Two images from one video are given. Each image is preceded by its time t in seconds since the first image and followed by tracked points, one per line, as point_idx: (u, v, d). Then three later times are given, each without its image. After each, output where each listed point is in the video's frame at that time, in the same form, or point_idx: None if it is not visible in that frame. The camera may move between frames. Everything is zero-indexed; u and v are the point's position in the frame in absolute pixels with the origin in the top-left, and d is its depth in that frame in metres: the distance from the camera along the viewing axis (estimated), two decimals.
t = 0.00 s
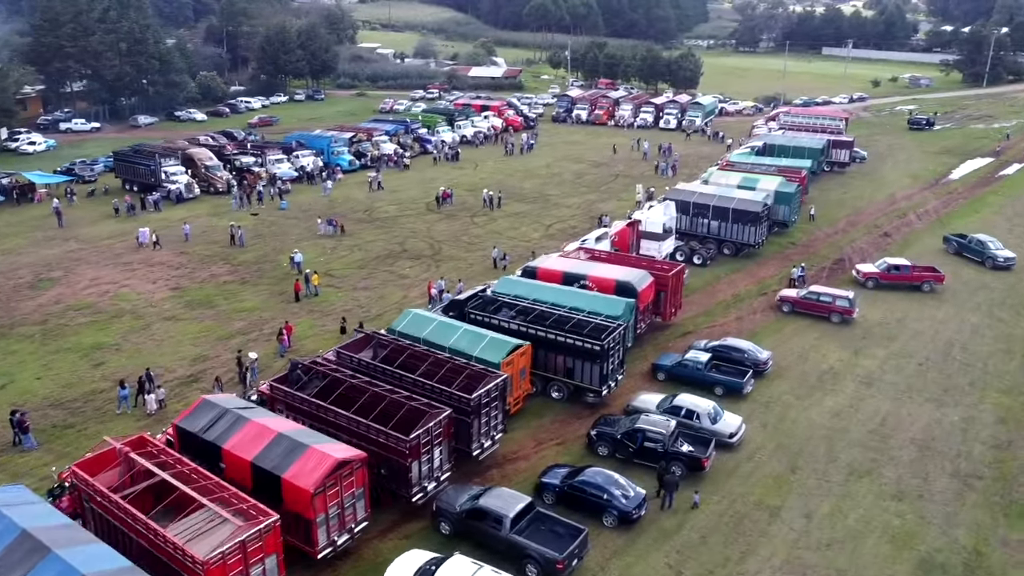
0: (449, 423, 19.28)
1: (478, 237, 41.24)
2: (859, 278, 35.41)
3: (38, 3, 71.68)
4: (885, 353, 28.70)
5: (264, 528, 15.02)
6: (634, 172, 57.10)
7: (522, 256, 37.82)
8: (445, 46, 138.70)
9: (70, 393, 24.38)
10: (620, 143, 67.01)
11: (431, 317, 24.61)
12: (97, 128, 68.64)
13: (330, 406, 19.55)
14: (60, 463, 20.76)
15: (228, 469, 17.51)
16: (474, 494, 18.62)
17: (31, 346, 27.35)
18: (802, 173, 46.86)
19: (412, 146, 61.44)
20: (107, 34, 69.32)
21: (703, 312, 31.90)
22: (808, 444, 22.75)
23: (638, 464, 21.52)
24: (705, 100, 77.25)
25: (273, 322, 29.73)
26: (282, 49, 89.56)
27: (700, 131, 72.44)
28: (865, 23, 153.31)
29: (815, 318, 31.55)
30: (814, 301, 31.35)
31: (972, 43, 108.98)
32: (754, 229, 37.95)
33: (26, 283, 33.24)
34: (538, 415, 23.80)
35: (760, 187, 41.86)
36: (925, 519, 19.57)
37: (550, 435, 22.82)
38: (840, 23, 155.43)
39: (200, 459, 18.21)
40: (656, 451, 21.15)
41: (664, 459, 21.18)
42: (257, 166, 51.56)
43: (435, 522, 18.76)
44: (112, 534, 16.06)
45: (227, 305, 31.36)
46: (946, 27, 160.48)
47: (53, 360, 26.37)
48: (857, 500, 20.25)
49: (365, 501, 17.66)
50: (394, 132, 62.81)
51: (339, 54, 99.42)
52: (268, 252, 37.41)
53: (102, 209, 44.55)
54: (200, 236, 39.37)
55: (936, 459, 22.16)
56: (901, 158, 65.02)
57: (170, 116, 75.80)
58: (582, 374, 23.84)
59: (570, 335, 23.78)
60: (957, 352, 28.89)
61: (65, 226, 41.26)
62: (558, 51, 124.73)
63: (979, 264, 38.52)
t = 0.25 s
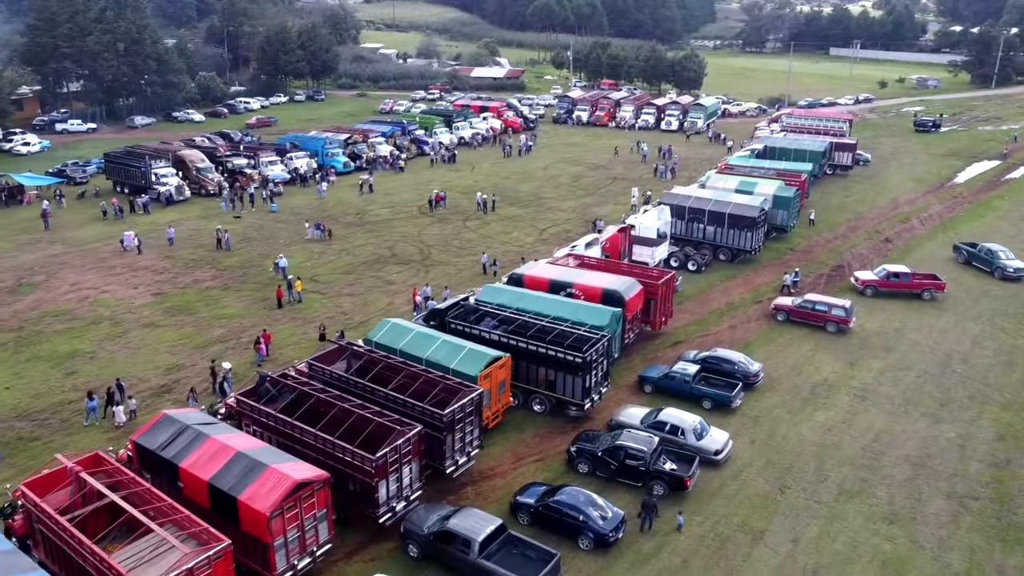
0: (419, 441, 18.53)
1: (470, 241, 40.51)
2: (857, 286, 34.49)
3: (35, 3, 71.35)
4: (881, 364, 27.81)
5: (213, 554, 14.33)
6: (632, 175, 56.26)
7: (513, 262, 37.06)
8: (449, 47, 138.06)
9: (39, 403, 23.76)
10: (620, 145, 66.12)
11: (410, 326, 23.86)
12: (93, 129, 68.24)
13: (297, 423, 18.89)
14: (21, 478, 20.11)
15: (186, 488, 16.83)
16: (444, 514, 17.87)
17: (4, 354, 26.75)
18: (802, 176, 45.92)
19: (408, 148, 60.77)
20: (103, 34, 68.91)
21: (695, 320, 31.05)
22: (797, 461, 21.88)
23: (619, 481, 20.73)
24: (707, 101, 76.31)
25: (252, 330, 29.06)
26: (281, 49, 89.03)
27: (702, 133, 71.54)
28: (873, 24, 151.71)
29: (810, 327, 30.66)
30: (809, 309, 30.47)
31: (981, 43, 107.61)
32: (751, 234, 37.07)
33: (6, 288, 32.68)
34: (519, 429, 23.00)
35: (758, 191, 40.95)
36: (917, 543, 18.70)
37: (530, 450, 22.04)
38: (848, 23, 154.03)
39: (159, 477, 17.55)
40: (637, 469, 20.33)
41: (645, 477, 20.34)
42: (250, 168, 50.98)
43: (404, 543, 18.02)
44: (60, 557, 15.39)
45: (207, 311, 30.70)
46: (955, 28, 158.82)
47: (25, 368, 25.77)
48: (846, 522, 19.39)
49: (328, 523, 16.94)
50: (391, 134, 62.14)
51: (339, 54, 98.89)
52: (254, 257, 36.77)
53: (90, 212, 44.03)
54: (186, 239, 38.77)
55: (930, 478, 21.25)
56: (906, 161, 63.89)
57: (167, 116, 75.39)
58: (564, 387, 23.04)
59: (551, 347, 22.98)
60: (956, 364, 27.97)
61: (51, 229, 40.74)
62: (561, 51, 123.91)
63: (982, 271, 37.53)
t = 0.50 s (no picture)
0: (386, 459, 17.79)
1: (461, 246, 39.78)
2: (856, 294, 33.54)
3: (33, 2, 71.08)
4: (878, 376, 26.90)
5: None
6: (631, 177, 55.42)
7: (503, 268, 36.29)
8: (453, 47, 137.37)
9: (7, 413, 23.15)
10: (620, 147, 65.28)
11: (387, 337, 23.11)
12: (90, 130, 67.85)
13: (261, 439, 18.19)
14: None
15: (139, 509, 16.14)
16: (410, 537, 17.14)
17: None
18: (802, 180, 44.97)
19: (405, 149, 60.08)
20: (100, 34, 68.55)
21: (687, 330, 30.19)
22: (785, 480, 21.02)
23: (597, 500, 19.95)
24: (710, 102, 75.34)
25: (232, 338, 28.40)
26: (281, 49, 88.53)
27: (704, 135, 70.61)
28: (882, 25, 150.09)
29: (805, 337, 29.77)
30: (804, 319, 29.54)
31: (990, 44, 106.14)
32: (747, 240, 36.16)
33: None
34: (497, 444, 22.24)
35: (756, 196, 40.03)
36: (907, 569, 17.84)
37: (508, 466, 21.28)
38: (856, 23, 152.52)
39: (113, 496, 16.86)
40: (616, 488, 19.53)
41: (625, 497, 19.54)
42: (242, 170, 50.39)
43: (369, 567, 17.28)
44: None
45: (187, 318, 30.05)
46: (965, 28, 157.07)
47: None
48: (834, 546, 18.55)
49: (287, 546, 16.23)
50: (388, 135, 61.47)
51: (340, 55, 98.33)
52: (240, 262, 36.13)
53: (79, 214, 43.53)
54: (172, 243, 38.19)
55: (924, 499, 20.36)
56: (911, 164, 62.77)
57: (165, 117, 74.98)
58: (544, 401, 22.24)
59: (531, 359, 22.19)
60: (955, 377, 27.03)
61: (38, 232, 40.24)
62: (565, 51, 123.03)
63: (985, 279, 36.50)
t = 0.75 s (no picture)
0: (349, 479, 17.03)
1: (451, 251, 39.06)
2: (853, 302, 32.63)
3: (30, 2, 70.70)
4: (873, 389, 26.01)
5: None
6: (629, 180, 54.56)
7: (492, 273, 35.52)
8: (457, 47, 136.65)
9: None
10: (619, 149, 64.41)
11: (362, 348, 22.36)
12: (86, 130, 67.40)
13: (220, 457, 17.45)
14: None
15: (88, 531, 15.44)
16: (372, 561, 16.32)
17: None
18: (802, 184, 44.03)
19: (401, 151, 59.39)
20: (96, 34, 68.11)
21: (677, 339, 29.35)
22: (772, 500, 20.19)
23: (573, 520, 19.15)
24: (712, 104, 74.38)
25: (209, 346, 27.73)
26: (281, 49, 88.02)
27: (706, 136, 69.69)
28: (890, 25, 148.53)
29: (800, 347, 28.89)
30: (798, 328, 28.66)
31: (999, 45, 104.75)
32: (742, 246, 35.27)
33: None
34: (474, 459, 21.47)
35: (753, 201, 39.14)
36: None
37: (483, 484, 20.51)
38: (864, 23, 151.04)
39: (63, 516, 16.16)
40: (594, 508, 18.71)
41: (602, 518, 18.72)
42: (234, 172, 49.81)
43: None
44: None
45: (165, 325, 29.38)
46: (974, 29, 155.36)
47: None
48: (818, 572, 17.69)
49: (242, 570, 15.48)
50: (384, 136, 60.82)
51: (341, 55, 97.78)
52: (224, 267, 35.50)
53: (67, 217, 43.00)
54: (157, 247, 37.60)
55: (916, 521, 19.50)
56: (916, 167, 61.70)
57: (163, 118, 74.55)
58: (522, 415, 21.44)
59: (508, 371, 21.39)
60: (954, 390, 26.11)
61: (24, 234, 39.72)
62: (569, 52, 122.16)
63: (988, 287, 35.53)
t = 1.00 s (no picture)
0: (309, 500, 16.32)
1: (441, 256, 38.36)
2: (850, 311, 31.73)
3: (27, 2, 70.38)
4: (867, 403, 25.13)
5: None
6: (627, 183, 53.73)
7: (480, 279, 34.78)
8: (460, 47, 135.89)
9: None
10: (619, 151, 63.57)
11: (334, 359, 21.65)
12: (82, 131, 67.01)
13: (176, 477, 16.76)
14: None
15: (32, 555, 14.78)
16: None
17: None
18: (801, 188, 43.12)
19: (397, 153, 58.74)
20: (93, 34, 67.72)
21: (666, 349, 28.53)
22: (756, 521, 19.35)
23: (547, 542, 18.36)
24: (715, 105, 73.44)
25: (186, 354, 27.10)
26: (281, 49, 87.52)
27: (707, 138, 68.78)
28: (898, 25, 146.81)
29: (793, 359, 28.03)
30: (791, 339, 27.80)
31: (1008, 46, 103.31)
32: (737, 253, 34.42)
33: None
34: (448, 476, 20.72)
35: (749, 206, 38.26)
36: None
37: (457, 502, 19.76)
38: (872, 24, 149.46)
39: (8, 538, 15.50)
40: (567, 530, 17.94)
41: (576, 541, 17.94)
42: (226, 174, 49.24)
43: None
44: None
45: (143, 332, 28.77)
46: (985, 29, 153.49)
47: None
48: None
49: None
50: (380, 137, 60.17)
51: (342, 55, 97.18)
52: (208, 272, 34.89)
53: (54, 219, 42.48)
54: (142, 251, 37.02)
55: (907, 545, 18.64)
56: (921, 170, 60.62)
57: (160, 118, 74.11)
58: (498, 431, 20.71)
59: (484, 385, 20.66)
60: (951, 404, 25.21)
61: (9, 237, 39.22)
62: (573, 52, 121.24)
63: (990, 295, 34.56)
